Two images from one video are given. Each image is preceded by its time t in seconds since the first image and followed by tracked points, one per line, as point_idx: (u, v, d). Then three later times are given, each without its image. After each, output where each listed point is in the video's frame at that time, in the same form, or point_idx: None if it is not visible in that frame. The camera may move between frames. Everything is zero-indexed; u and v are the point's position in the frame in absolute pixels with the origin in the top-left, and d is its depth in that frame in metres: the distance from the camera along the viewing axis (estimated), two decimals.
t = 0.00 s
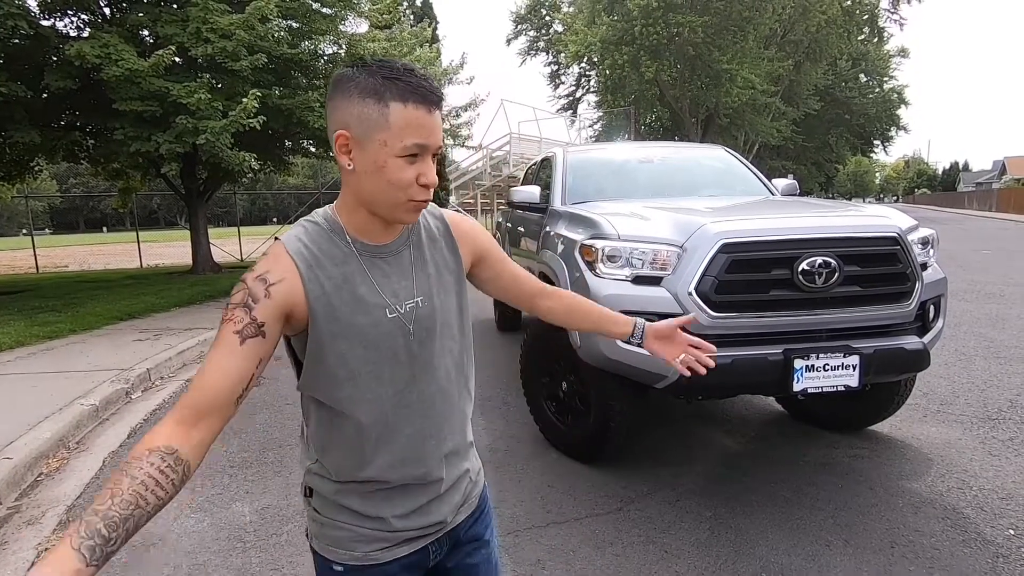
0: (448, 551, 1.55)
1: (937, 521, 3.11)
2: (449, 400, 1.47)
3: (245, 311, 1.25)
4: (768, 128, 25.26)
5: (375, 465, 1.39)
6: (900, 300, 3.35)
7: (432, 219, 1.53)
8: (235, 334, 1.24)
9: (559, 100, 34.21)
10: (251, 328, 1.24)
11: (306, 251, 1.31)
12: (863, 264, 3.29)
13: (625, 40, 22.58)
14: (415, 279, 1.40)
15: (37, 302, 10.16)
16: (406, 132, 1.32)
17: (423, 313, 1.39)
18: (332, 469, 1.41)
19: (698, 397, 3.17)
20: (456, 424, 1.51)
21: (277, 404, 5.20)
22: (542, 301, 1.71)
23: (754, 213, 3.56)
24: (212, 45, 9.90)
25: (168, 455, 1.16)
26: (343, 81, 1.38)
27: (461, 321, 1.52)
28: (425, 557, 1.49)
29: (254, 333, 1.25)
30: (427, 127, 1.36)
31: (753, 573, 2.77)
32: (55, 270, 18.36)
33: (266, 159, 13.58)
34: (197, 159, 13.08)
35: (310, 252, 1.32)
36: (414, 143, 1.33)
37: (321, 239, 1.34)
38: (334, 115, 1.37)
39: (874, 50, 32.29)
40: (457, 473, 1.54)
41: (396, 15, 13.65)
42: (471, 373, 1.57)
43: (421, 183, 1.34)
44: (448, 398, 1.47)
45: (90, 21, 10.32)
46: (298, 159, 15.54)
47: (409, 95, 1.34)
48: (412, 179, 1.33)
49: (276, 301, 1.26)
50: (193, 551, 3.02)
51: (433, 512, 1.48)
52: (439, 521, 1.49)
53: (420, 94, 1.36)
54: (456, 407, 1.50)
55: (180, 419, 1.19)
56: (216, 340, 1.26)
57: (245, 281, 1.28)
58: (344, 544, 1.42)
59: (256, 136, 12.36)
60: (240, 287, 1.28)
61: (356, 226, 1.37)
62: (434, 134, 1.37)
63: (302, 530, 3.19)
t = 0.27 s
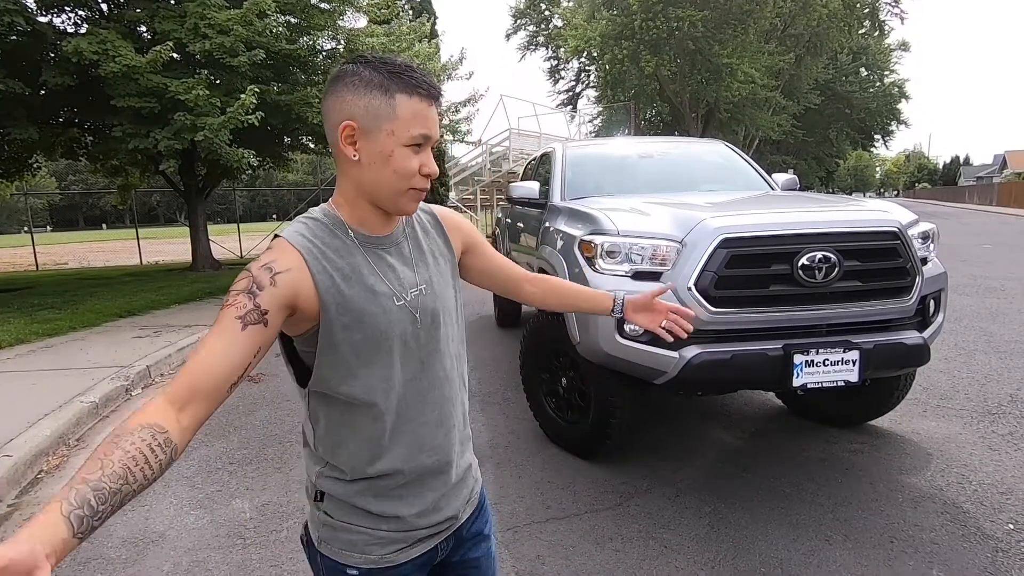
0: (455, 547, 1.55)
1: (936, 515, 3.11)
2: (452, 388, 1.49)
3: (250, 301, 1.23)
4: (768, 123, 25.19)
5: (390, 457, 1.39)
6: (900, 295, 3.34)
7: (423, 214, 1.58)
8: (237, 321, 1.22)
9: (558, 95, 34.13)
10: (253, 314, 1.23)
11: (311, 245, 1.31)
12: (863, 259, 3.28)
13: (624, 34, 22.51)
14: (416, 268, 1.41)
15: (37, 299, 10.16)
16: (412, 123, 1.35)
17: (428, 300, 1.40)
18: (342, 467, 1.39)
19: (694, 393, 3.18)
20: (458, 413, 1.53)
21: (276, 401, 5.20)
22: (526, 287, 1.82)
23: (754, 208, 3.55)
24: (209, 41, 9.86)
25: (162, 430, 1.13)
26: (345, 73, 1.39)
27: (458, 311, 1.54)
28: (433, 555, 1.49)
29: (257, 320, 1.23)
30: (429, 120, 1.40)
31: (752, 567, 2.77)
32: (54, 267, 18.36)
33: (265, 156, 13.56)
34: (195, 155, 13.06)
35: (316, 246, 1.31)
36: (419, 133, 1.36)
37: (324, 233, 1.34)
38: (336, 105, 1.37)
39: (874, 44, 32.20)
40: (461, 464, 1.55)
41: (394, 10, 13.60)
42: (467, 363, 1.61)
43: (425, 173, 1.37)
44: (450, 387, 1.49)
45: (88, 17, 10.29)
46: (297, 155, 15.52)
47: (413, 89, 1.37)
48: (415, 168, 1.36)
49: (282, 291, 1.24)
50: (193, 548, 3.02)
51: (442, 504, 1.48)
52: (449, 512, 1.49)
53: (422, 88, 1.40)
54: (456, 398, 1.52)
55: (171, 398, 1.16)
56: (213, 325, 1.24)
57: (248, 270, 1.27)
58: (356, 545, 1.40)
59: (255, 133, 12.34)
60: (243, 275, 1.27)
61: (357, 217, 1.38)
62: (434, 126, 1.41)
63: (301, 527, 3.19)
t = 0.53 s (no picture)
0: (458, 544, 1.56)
1: (932, 512, 3.12)
2: (454, 383, 1.51)
3: (302, 322, 1.21)
4: (765, 120, 25.21)
5: (406, 450, 1.40)
6: (896, 292, 3.35)
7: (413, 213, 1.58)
8: (304, 349, 1.22)
9: (555, 92, 34.14)
10: (315, 339, 1.22)
11: (333, 244, 1.27)
12: (860, 257, 3.29)
13: (621, 31, 22.49)
14: (422, 265, 1.42)
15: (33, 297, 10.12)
16: (427, 124, 1.37)
17: (435, 297, 1.41)
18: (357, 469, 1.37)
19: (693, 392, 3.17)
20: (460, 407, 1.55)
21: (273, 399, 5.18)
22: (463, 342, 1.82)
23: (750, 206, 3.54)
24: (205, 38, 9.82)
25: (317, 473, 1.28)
26: (355, 71, 1.38)
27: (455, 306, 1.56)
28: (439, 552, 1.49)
29: (319, 345, 1.23)
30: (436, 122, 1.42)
31: (749, 564, 2.77)
32: (50, 265, 18.31)
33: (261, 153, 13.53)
34: (191, 152, 13.02)
35: (338, 244, 1.28)
36: (432, 132, 1.38)
37: (340, 231, 1.31)
38: (351, 101, 1.35)
39: (871, 41, 32.25)
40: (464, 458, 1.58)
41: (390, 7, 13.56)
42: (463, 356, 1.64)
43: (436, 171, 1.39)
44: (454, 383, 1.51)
45: (82, 13, 10.25)
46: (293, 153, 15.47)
47: (426, 91, 1.39)
48: (429, 166, 1.37)
49: (329, 305, 1.22)
50: (189, 547, 3.01)
51: (451, 499, 1.50)
52: (457, 505, 1.52)
53: (431, 90, 1.42)
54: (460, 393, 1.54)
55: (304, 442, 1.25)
56: (276, 363, 1.23)
57: (286, 294, 1.23)
58: (376, 546, 1.39)
59: (251, 130, 12.31)
60: (284, 300, 1.23)
61: (367, 216, 1.36)
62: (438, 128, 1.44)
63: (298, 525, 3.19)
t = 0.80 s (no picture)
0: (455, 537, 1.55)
1: (929, 512, 3.12)
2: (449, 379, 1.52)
3: (342, 322, 1.16)
4: (763, 118, 25.21)
5: (414, 446, 1.40)
6: (895, 292, 3.35)
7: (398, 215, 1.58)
8: (342, 350, 1.16)
9: (554, 91, 34.13)
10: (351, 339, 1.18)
11: (352, 243, 1.25)
12: (858, 257, 3.29)
13: (620, 30, 22.45)
14: (418, 265, 1.43)
15: (30, 296, 10.10)
16: (438, 135, 1.42)
17: (433, 295, 1.42)
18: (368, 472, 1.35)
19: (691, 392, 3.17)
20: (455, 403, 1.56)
21: (271, 399, 5.18)
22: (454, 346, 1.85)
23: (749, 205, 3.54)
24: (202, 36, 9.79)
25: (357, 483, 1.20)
26: (371, 72, 1.37)
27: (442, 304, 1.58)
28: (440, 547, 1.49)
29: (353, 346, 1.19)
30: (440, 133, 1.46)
31: (747, 564, 2.77)
32: (48, 264, 18.27)
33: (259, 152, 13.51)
34: (189, 151, 12.99)
35: (353, 243, 1.26)
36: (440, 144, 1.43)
37: (353, 231, 1.29)
38: (371, 105, 1.34)
39: (870, 40, 32.27)
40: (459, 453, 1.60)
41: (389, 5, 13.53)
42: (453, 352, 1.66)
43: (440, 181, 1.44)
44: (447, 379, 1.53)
45: (79, 11, 10.21)
46: (291, 151, 15.44)
47: (436, 102, 1.43)
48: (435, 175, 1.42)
49: (362, 305, 1.21)
50: (187, 547, 3.01)
51: (452, 493, 1.51)
52: (458, 500, 1.53)
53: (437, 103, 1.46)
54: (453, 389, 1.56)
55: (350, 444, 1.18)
56: (310, 366, 1.14)
57: (323, 293, 1.17)
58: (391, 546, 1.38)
59: (249, 128, 12.29)
60: (321, 301, 1.16)
61: (377, 218, 1.35)
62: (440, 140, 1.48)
63: (295, 525, 3.18)
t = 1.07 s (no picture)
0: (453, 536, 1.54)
1: (927, 511, 3.12)
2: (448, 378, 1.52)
3: (343, 320, 1.16)
4: (762, 118, 25.23)
5: (411, 444, 1.40)
6: (892, 291, 3.35)
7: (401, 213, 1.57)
8: (346, 347, 1.16)
9: (552, 90, 34.11)
10: (353, 336, 1.18)
11: (352, 241, 1.25)
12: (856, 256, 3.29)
13: (619, 29, 22.43)
14: (419, 263, 1.42)
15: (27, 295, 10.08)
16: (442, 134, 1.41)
17: (432, 293, 1.42)
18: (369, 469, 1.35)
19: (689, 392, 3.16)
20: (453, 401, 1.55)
21: (268, 398, 5.17)
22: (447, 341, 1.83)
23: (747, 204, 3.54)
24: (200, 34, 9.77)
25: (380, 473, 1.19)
26: (380, 70, 1.37)
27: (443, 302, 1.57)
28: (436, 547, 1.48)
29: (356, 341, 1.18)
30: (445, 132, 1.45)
31: (744, 564, 2.77)
32: (45, 262, 18.24)
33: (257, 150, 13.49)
34: (187, 149, 12.97)
35: (354, 242, 1.26)
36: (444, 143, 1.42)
37: (354, 230, 1.29)
38: (377, 104, 1.33)
39: (869, 39, 32.30)
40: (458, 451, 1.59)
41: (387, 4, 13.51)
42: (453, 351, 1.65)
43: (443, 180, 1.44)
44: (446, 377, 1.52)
45: (77, 9, 10.19)
46: (289, 150, 15.41)
47: (440, 100, 1.42)
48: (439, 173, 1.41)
49: (362, 302, 1.20)
50: (183, 546, 3.00)
51: (450, 491, 1.51)
52: (456, 497, 1.53)
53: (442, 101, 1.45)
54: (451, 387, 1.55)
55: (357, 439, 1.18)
56: (316, 364, 1.14)
57: (323, 292, 1.16)
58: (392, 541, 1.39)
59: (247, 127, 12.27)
60: (322, 299, 1.16)
61: (378, 214, 1.34)
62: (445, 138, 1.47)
63: (292, 525, 3.18)
